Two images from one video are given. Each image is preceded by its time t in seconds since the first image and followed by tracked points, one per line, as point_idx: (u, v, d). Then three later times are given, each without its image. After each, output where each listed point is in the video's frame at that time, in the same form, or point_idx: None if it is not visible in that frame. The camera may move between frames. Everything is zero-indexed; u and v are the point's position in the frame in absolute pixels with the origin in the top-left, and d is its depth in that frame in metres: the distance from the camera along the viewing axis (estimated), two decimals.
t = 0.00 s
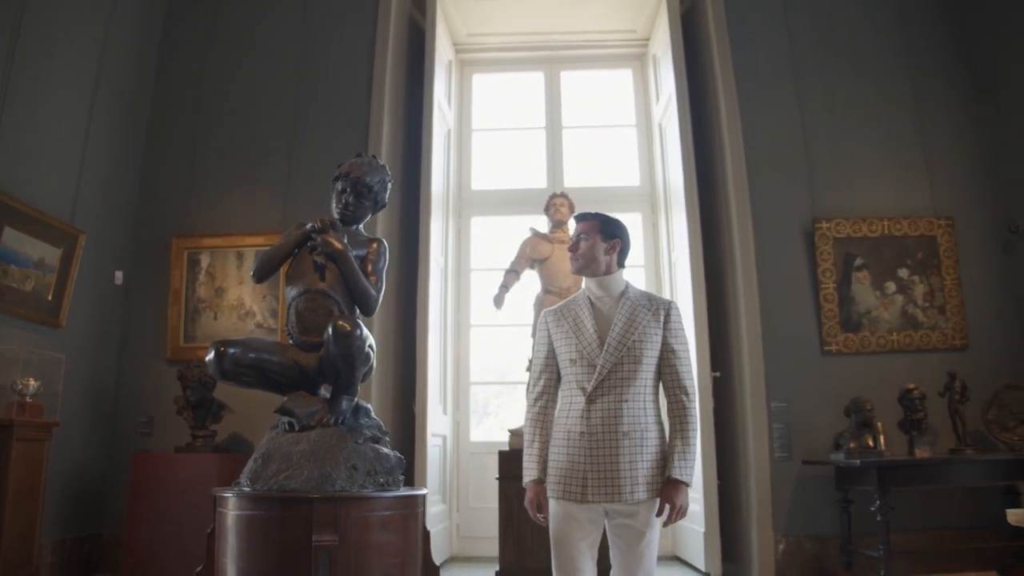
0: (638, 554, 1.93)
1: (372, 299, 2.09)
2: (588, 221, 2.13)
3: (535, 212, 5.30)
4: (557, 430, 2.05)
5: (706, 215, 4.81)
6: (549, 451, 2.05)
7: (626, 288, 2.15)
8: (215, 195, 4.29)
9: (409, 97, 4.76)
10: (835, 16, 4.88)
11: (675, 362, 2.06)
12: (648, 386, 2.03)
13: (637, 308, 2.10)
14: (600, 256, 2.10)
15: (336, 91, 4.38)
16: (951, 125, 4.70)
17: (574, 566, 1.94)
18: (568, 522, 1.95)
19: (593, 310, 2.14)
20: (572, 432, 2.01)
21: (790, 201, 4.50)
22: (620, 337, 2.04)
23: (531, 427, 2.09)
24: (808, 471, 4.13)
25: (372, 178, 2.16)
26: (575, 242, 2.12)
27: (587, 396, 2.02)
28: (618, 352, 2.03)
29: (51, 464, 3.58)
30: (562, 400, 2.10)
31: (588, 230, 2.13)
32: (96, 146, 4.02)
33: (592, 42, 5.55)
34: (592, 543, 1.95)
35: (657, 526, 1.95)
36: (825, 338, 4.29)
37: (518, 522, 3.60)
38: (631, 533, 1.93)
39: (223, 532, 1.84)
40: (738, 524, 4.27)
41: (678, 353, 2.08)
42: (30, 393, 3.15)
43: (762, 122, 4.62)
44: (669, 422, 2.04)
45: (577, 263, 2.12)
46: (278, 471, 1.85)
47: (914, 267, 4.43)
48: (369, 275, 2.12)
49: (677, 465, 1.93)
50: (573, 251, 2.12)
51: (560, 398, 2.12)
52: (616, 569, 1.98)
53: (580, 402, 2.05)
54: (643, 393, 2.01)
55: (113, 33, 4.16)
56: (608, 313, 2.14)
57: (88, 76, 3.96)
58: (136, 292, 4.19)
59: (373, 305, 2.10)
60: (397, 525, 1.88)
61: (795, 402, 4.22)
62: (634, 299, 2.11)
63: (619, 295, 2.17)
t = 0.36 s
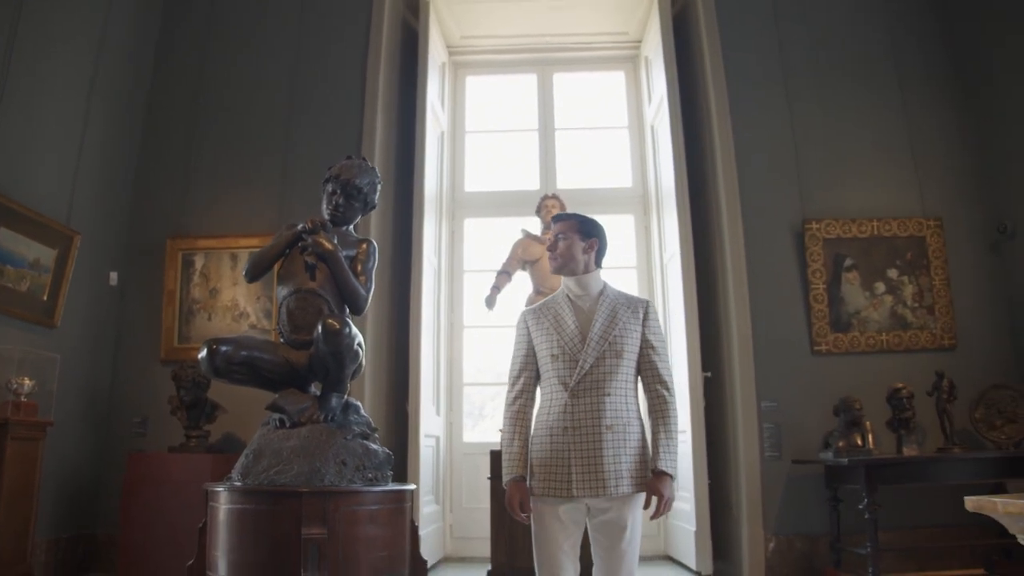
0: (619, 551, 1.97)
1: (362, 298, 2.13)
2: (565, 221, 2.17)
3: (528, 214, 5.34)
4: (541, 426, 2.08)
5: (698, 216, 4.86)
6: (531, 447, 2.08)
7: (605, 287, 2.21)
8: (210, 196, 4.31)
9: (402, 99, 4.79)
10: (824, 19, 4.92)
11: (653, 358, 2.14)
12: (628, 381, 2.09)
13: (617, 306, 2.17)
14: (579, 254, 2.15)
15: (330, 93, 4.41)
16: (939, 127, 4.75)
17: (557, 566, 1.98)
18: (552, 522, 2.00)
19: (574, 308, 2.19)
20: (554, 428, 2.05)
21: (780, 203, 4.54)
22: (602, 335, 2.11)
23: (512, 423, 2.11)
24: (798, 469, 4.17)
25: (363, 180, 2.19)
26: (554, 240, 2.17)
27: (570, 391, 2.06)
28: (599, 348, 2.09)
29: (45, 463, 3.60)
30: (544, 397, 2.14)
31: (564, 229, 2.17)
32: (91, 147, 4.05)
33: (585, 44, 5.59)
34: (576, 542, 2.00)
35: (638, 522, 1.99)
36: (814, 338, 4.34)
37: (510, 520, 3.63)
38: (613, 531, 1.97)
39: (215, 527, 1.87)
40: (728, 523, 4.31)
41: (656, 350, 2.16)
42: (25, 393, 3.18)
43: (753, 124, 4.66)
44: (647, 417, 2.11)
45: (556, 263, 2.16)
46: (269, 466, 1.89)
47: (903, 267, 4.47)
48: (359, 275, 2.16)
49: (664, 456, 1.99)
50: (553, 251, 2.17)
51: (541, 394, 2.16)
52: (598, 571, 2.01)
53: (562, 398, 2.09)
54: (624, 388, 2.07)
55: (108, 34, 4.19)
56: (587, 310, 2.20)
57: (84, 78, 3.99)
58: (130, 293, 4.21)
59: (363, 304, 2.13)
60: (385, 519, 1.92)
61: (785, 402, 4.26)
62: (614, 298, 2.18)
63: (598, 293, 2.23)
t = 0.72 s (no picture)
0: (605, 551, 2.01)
1: (354, 297, 2.16)
2: (542, 219, 2.25)
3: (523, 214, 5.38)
4: (523, 423, 2.14)
5: (692, 217, 4.89)
6: (513, 444, 2.14)
7: (584, 287, 2.29)
8: (207, 197, 4.34)
9: (398, 100, 4.83)
10: (817, 21, 4.96)
11: (631, 357, 2.21)
12: (608, 378, 2.16)
13: (596, 306, 2.25)
14: (557, 248, 2.23)
15: (326, 94, 4.44)
16: (931, 128, 4.80)
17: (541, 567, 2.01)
18: (535, 522, 2.04)
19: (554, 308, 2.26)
20: (536, 425, 2.10)
21: (773, 204, 4.58)
22: (582, 334, 2.18)
23: (494, 420, 2.16)
24: (790, 468, 4.21)
25: (355, 181, 2.22)
26: (535, 241, 2.24)
27: (551, 389, 2.13)
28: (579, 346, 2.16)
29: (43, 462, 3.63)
30: (524, 395, 2.19)
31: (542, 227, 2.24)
32: (89, 148, 4.08)
33: (581, 46, 5.62)
34: (560, 543, 2.05)
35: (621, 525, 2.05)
36: (807, 338, 4.38)
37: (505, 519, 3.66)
38: (597, 531, 2.02)
39: (210, 522, 1.91)
40: (722, 521, 4.35)
41: (634, 348, 2.24)
42: (22, 392, 3.19)
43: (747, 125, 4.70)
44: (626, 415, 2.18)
45: (535, 258, 2.23)
46: (262, 462, 1.92)
47: (895, 268, 4.51)
48: (351, 275, 2.20)
49: (634, 457, 2.05)
50: (532, 247, 2.24)
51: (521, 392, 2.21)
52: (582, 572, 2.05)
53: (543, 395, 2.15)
54: (604, 385, 2.14)
55: (106, 36, 4.22)
56: (567, 309, 2.27)
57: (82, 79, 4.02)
58: (128, 293, 4.24)
59: (355, 303, 2.16)
60: (376, 514, 1.95)
61: (778, 401, 4.30)
62: (594, 298, 2.26)
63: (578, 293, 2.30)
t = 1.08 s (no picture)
0: (595, 549, 1.95)
1: (349, 297, 2.19)
2: (525, 219, 2.21)
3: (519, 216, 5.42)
4: (502, 424, 2.08)
5: (687, 218, 4.93)
6: (491, 446, 2.08)
7: (564, 287, 2.24)
8: (205, 198, 4.37)
9: (395, 103, 4.86)
10: (811, 24, 5.00)
11: (612, 358, 2.17)
12: (588, 380, 2.12)
13: (577, 306, 2.20)
14: (539, 253, 2.19)
15: (324, 97, 4.48)
16: (924, 130, 4.83)
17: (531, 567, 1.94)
18: (519, 523, 1.97)
19: (533, 309, 2.20)
20: (515, 428, 2.04)
21: (767, 205, 4.62)
22: (563, 334, 2.12)
23: (471, 422, 2.10)
24: (784, 467, 4.24)
25: (350, 183, 2.25)
26: (517, 238, 2.19)
27: (530, 391, 2.07)
28: (560, 347, 2.10)
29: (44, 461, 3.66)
30: (503, 397, 2.13)
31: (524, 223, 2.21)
32: (89, 150, 4.11)
33: (577, 48, 5.64)
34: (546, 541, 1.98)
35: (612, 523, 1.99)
36: (801, 338, 4.42)
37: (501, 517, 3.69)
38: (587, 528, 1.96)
39: (207, 518, 1.94)
40: (716, 519, 4.38)
41: (614, 349, 2.20)
42: (22, 391, 3.21)
43: (741, 127, 4.74)
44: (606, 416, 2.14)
45: (516, 261, 2.19)
46: (258, 458, 1.95)
47: (888, 268, 4.55)
48: (347, 275, 2.23)
49: (623, 455, 2.03)
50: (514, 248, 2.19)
51: (500, 394, 2.15)
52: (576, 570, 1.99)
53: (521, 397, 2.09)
54: (585, 387, 2.09)
55: (106, 39, 4.25)
56: (547, 309, 2.22)
57: (81, 82, 4.06)
58: (127, 294, 4.27)
59: (350, 303, 2.20)
60: (371, 509, 1.99)
61: (772, 400, 4.34)
62: (575, 297, 2.22)
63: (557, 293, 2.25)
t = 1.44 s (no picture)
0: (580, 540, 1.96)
1: (346, 299, 2.24)
2: (516, 218, 2.20)
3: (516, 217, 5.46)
4: (490, 426, 2.11)
5: (683, 219, 4.98)
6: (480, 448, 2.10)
7: (550, 288, 2.28)
8: (205, 198, 4.41)
9: (393, 105, 4.90)
10: (806, 27, 5.04)
11: (598, 359, 2.20)
12: (575, 380, 2.15)
13: (563, 307, 2.23)
14: (528, 258, 2.21)
15: (322, 99, 4.51)
16: (918, 133, 4.88)
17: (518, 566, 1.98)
18: (507, 523, 2.00)
19: (520, 310, 2.22)
20: (503, 429, 2.07)
21: (761, 207, 4.66)
22: (549, 336, 2.15)
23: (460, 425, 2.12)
24: (778, 466, 4.29)
25: (347, 187, 2.29)
26: (507, 240, 2.21)
27: (518, 393, 2.09)
28: (547, 348, 2.13)
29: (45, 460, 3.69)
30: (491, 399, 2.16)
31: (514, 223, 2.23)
32: (89, 152, 4.15)
33: (574, 50, 5.67)
34: (534, 540, 2.01)
35: (597, 513, 2.01)
36: (795, 338, 4.46)
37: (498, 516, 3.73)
38: (573, 528, 1.97)
39: (207, 515, 1.98)
40: (711, 518, 4.43)
41: (599, 348, 2.24)
42: (24, 391, 3.27)
43: (736, 130, 4.78)
44: (593, 415, 2.18)
45: (505, 260, 2.22)
46: (258, 457, 1.99)
47: (881, 269, 4.59)
48: (344, 277, 2.27)
49: (609, 455, 2.09)
50: (503, 246, 2.21)
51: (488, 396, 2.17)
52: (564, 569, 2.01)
53: (510, 399, 2.11)
54: (571, 387, 2.12)
55: (106, 41, 4.28)
56: (533, 310, 2.24)
57: (82, 84, 4.09)
58: (127, 293, 4.30)
59: (347, 305, 2.24)
60: (367, 507, 2.03)
61: (766, 400, 4.38)
62: (560, 298, 2.25)
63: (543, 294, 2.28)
